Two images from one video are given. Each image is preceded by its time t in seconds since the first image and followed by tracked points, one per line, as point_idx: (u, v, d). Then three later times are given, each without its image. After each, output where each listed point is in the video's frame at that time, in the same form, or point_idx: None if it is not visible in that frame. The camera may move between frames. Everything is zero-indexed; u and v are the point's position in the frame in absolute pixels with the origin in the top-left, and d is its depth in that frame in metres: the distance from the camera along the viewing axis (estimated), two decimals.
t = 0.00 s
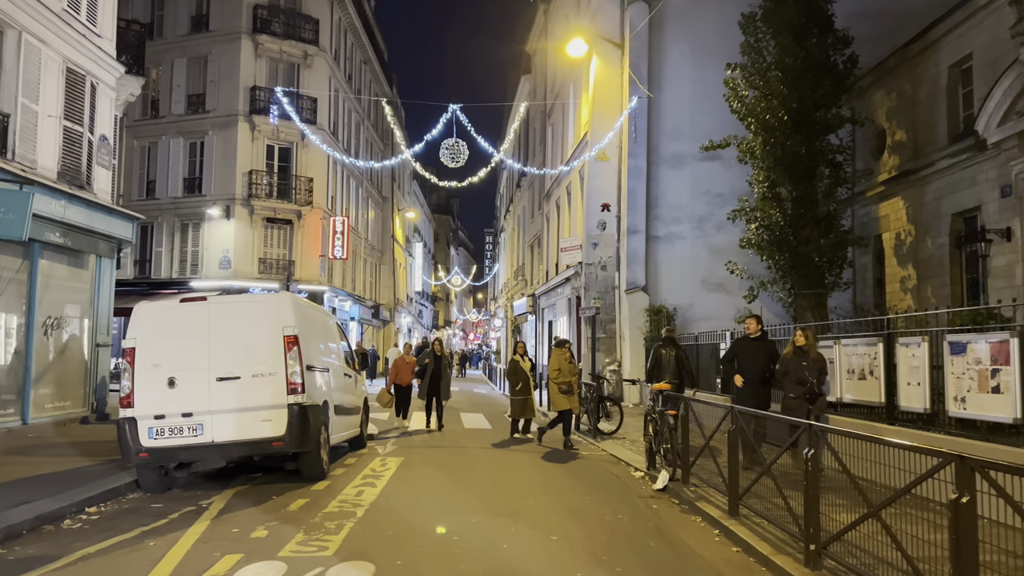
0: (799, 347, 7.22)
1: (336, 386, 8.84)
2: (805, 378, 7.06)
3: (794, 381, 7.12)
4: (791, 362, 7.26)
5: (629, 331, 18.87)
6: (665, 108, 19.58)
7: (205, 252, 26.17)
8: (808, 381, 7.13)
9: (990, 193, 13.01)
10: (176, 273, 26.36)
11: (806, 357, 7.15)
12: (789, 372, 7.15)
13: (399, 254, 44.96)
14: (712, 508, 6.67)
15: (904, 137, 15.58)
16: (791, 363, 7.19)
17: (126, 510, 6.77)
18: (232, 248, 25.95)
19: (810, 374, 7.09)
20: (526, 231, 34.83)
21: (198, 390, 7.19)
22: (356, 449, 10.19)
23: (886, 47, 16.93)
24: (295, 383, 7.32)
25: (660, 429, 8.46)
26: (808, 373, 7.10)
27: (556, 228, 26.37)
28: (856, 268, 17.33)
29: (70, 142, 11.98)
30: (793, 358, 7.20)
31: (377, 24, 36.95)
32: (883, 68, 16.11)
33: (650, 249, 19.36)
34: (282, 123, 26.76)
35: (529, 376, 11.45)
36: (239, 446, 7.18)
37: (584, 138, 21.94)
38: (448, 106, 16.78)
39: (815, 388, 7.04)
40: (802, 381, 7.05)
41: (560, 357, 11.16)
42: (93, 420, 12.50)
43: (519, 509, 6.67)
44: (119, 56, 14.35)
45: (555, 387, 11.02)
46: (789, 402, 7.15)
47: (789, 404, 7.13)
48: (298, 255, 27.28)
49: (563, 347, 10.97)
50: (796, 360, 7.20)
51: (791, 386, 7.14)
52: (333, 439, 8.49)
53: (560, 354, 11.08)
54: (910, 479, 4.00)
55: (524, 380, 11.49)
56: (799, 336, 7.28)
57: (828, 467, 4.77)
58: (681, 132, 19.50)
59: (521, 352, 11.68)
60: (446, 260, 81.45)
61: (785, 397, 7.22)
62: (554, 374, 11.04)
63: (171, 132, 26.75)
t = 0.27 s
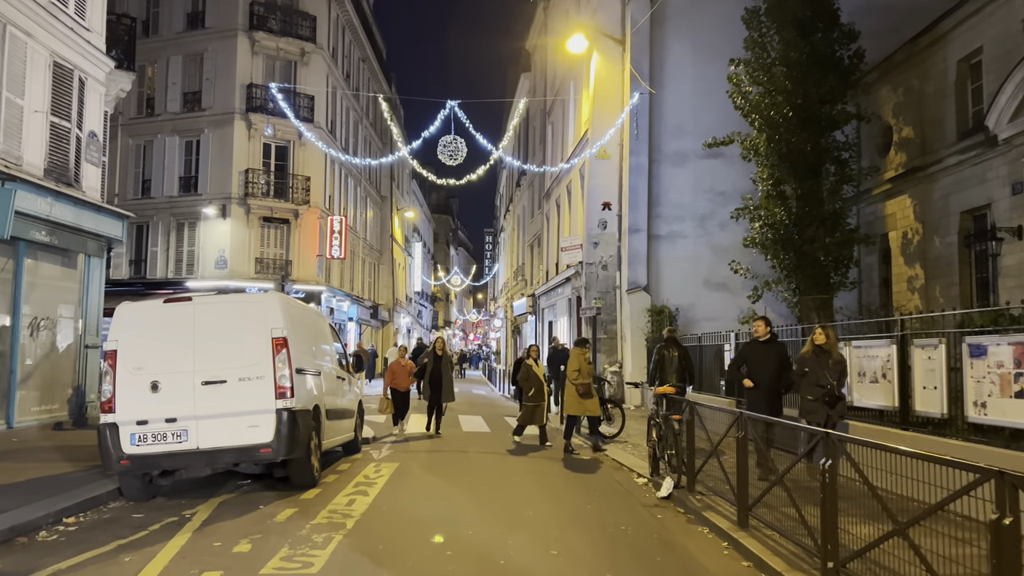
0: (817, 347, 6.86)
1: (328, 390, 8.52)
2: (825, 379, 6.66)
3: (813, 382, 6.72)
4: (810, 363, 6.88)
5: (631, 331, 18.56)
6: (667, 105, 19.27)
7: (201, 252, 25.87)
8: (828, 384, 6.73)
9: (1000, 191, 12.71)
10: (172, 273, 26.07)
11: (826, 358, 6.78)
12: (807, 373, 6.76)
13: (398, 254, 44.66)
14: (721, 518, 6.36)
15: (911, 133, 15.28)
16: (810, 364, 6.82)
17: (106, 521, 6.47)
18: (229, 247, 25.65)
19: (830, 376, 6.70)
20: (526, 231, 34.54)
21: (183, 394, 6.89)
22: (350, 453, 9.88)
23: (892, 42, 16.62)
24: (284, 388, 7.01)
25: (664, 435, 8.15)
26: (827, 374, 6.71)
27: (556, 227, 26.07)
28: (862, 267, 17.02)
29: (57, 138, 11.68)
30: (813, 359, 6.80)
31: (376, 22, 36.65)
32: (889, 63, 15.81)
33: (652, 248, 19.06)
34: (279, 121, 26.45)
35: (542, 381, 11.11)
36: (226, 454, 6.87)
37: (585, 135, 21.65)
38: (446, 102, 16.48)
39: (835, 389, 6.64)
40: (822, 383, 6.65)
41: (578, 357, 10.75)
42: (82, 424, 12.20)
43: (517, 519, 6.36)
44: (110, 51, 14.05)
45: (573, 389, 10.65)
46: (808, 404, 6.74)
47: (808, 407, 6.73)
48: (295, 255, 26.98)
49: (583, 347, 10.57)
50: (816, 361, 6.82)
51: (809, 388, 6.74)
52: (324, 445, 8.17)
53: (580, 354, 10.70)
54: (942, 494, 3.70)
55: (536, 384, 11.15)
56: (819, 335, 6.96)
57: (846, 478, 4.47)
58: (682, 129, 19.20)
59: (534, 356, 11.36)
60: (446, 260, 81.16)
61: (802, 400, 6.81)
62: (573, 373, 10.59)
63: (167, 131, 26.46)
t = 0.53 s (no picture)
0: (840, 345, 6.52)
1: (321, 389, 8.23)
2: (850, 380, 6.32)
3: (837, 383, 6.36)
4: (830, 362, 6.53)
5: (632, 331, 18.27)
6: (668, 102, 19.00)
7: (198, 251, 25.58)
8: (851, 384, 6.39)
9: (1011, 187, 12.43)
10: (168, 273, 25.79)
11: (850, 357, 6.44)
12: (829, 372, 6.41)
13: (397, 254, 44.37)
14: (730, 525, 6.07)
15: (918, 129, 14.99)
16: (832, 363, 6.46)
17: (86, 526, 6.19)
18: (225, 247, 25.37)
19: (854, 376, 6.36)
20: (526, 230, 34.25)
21: (168, 395, 6.61)
22: (345, 456, 9.58)
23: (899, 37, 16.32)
24: (274, 388, 6.72)
25: (669, 438, 7.85)
26: (851, 375, 6.37)
27: (557, 227, 25.78)
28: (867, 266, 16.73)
29: (46, 132, 11.40)
30: (837, 358, 6.46)
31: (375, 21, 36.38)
32: (896, 58, 15.54)
33: (654, 247, 18.77)
34: (277, 119, 26.16)
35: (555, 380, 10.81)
36: (213, 457, 6.59)
37: (585, 133, 21.33)
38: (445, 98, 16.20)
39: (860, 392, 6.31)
40: (848, 385, 6.30)
41: (601, 359, 10.27)
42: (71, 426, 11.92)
43: (516, 526, 6.08)
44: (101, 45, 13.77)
45: (594, 395, 10.15)
46: (829, 406, 6.38)
47: (829, 409, 6.38)
48: (293, 255, 26.68)
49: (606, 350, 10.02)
50: (839, 360, 6.46)
51: (830, 387, 6.39)
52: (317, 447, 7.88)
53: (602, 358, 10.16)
54: (978, 502, 3.44)
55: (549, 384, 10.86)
56: (840, 333, 6.61)
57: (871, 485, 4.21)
58: (684, 126, 18.93)
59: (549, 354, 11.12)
60: (446, 261, 80.84)
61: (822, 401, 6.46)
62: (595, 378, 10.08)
63: (163, 129, 26.16)
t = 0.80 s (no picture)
0: (871, 348, 6.24)
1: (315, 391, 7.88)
2: (883, 386, 6.04)
3: (868, 389, 6.08)
4: (860, 366, 6.25)
5: (636, 332, 17.95)
6: (672, 99, 18.68)
7: (195, 250, 25.27)
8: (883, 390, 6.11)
9: None
10: (165, 272, 25.48)
11: (882, 361, 6.15)
12: (862, 377, 6.12)
13: (397, 254, 44.07)
14: (747, 537, 5.75)
15: (929, 125, 14.67)
16: (862, 367, 6.19)
17: (67, 537, 5.87)
18: (223, 246, 25.05)
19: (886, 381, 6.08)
20: (527, 229, 33.92)
21: (154, 399, 6.28)
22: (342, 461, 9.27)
23: (908, 31, 15.99)
24: (266, 391, 6.39)
25: (678, 443, 7.53)
26: (884, 380, 6.08)
27: (559, 225, 25.46)
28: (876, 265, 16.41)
29: (35, 126, 11.08)
30: (869, 362, 6.18)
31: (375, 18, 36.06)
32: (906, 53, 15.20)
33: (658, 246, 18.44)
34: (275, 116, 25.84)
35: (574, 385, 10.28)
36: (200, 464, 6.26)
37: (588, 130, 20.99)
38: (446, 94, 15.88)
39: (895, 398, 6.05)
40: (881, 390, 6.03)
41: (624, 356, 9.44)
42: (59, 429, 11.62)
43: (520, 538, 5.77)
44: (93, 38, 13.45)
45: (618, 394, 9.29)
46: (862, 414, 6.09)
47: (862, 417, 6.09)
48: (291, 254, 26.35)
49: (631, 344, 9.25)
50: (869, 364, 6.18)
51: (863, 394, 6.10)
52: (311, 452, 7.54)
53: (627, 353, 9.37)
54: None
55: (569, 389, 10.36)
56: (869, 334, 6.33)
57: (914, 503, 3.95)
58: (689, 123, 18.62)
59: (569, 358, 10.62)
60: (446, 261, 80.51)
61: (853, 408, 6.16)
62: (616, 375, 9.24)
63: (160, 127, 25.83)
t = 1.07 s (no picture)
0: (900, 344, 5.94)
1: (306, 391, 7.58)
2: (911, 383, 5.74)
3: (895, 387, 5.80)
4: (888, 363, 5.96)
5: (638, 331, 17.60)
6: (675, 96, 18.39)
7: (191, 250, 24.97)
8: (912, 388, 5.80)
9: None
10: (161, 272, 25.18)
11: (911, 358, 5.86)
12: (889, 375, 5.84)
13: (396, 254, 43.78)
14: (758, 546, 5.44)
15: (937, 121, 14.38)
16: (890, 364, 5.91)
17: (42, 546, 5.56)
18: (219, 245, 24.74)
19: (916, 379, 5.78)
20: (527, 229, 33.62)
21: (135, 400, 5.98)
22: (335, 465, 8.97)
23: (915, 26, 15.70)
24: (252, 392, 6.10)
25: (684, 447, 7.23)
26: (913, 377, 5.79)
27: (559, 224, 25.17)
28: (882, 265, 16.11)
29: (21, 120, 10.78)
30: (897, 359, 5.88)
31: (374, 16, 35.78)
32: (914, 48, 14.90)
33: (660, 245, 18.14)
34: (272, 114, 25.55)
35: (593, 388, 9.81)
36: (182, 468, 5.95)
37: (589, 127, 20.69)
38: (443, 90, 15.58)
39: (924, 397, 5.70)
40: (908, 389, 5.72)
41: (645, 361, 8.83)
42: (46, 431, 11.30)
43: (520, 547, 5.46)
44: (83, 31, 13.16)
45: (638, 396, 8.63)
46: (890, 416, 5.80)
47: (890, 419, 5.79)
48: (288, 253, 26.02)
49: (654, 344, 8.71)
50: (897, 361, 5.89)
51: (890, 393, 5.82)
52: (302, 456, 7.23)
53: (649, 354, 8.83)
54: None
55: (587, 392, 9.88)
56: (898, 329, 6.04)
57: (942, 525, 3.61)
58: (691, 120, 18.32)
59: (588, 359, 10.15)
60: (446, 262, 80.18)
61: (882, 408, 5.88)
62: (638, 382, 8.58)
63: (155, 125, 25.54)
